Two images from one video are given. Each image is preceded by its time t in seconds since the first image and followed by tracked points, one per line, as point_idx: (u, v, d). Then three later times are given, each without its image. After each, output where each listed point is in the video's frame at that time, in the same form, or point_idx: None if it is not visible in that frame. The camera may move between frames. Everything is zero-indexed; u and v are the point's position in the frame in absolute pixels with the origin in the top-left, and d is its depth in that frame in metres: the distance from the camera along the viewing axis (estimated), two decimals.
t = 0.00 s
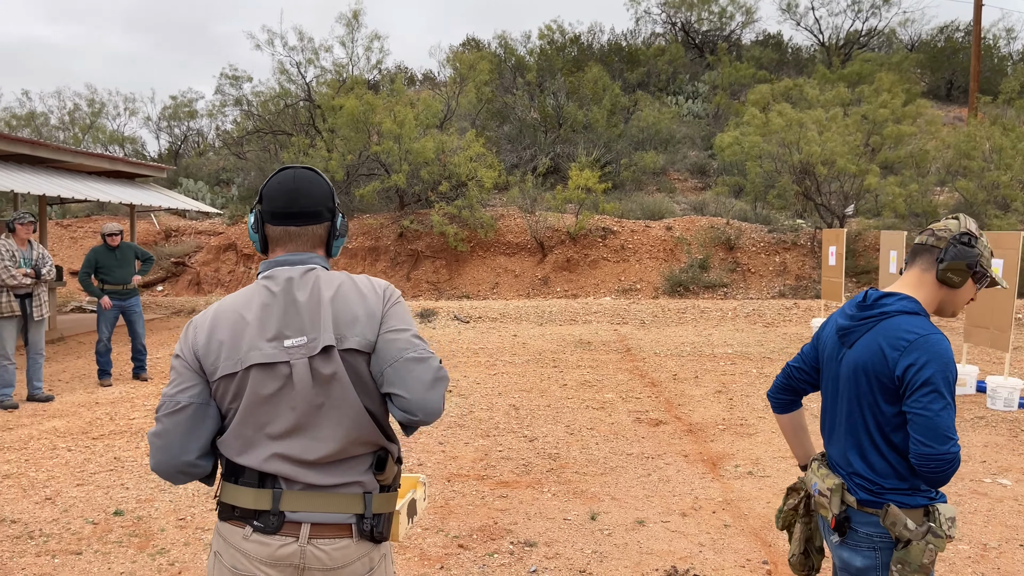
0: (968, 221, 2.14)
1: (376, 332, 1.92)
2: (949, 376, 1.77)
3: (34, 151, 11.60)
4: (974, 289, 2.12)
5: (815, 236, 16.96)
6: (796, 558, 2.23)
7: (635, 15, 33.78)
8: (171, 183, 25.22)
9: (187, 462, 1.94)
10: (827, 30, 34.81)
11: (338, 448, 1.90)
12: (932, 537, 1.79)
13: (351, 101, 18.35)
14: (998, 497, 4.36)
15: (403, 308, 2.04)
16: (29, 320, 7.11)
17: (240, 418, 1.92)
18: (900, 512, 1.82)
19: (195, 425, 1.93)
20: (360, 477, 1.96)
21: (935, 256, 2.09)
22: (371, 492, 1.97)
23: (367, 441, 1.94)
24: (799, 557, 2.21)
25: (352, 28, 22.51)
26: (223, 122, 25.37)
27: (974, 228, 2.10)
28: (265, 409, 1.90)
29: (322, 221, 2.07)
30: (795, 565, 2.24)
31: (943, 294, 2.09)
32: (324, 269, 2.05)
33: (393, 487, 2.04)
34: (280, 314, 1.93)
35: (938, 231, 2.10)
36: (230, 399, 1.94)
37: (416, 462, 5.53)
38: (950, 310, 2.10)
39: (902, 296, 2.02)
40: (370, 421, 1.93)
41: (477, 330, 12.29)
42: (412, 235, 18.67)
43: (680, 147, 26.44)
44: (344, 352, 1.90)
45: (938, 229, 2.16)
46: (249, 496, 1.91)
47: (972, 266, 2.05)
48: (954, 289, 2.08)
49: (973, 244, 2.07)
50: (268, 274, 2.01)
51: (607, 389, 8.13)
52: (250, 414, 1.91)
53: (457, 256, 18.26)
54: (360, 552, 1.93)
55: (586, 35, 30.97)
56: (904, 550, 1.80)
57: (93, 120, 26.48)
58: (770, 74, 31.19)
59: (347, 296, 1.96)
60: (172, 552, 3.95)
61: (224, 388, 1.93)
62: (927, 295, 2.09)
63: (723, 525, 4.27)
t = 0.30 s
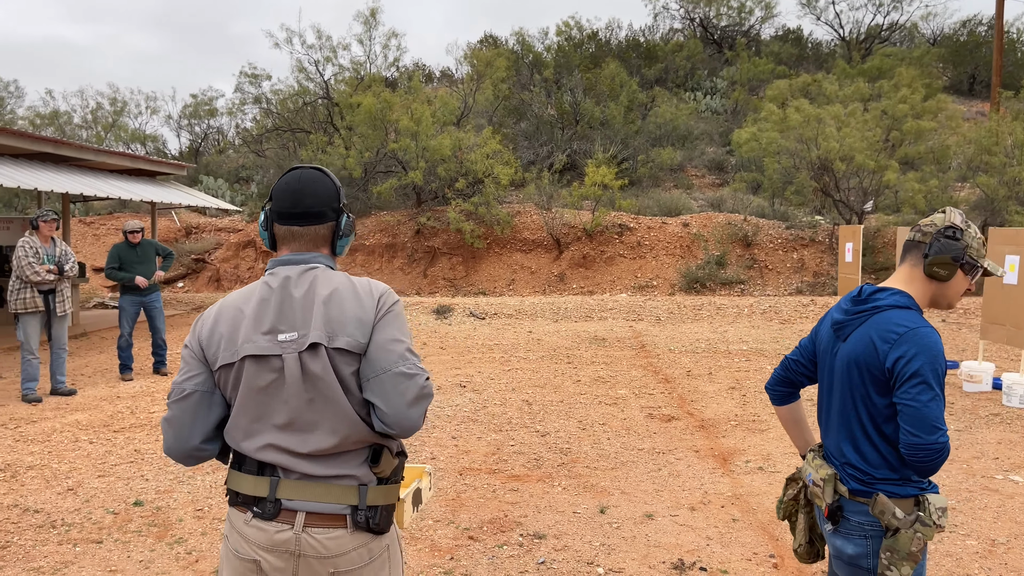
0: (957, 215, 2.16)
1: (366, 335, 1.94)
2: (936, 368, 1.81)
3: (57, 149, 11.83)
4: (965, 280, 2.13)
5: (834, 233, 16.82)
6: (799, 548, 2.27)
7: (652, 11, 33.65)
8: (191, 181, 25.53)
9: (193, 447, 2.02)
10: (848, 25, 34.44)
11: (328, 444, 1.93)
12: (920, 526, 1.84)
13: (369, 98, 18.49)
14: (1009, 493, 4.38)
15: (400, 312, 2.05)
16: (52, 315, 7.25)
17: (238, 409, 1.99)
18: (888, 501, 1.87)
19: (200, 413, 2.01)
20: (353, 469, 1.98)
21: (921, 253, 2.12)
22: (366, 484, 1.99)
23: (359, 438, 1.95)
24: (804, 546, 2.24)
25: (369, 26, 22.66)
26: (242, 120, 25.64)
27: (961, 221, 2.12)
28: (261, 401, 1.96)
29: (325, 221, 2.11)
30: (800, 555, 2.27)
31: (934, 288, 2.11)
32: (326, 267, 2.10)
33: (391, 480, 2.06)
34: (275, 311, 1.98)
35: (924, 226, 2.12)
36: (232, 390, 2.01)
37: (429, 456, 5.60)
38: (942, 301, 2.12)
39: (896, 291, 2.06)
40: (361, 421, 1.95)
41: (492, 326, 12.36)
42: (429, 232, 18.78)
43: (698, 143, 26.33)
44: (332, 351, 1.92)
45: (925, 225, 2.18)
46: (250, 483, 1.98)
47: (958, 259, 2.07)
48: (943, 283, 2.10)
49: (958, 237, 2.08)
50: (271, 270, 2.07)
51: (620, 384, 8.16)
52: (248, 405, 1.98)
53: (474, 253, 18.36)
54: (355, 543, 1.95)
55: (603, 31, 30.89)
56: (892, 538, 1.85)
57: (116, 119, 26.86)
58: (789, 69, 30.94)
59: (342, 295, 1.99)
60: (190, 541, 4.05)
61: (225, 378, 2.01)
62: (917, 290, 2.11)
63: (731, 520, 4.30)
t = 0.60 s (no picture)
0: (940, 204, 2.19)
1: (394, 335, 1.94)
2: (918, 355, 1.90)
3: (72, 147, 11.99)
4: (950, 267, 2.17)
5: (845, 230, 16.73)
6: (791, 534, 2.35)
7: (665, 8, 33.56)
8: (204, 179, 25.74)
9: (240, 421, 2.12)
10: (862, 21, 34.20)
11: (350, 436, 1.96)
12: (905, 509, 1.95)
13: (380, 97, 18.58)
14: (1013, 488, 4.46)
15: (434, 313, 2.02)
16: (67, 311, 7.38)
17: (274, 390, 2.06)
18: (873, 485, 1.97)
19: (245, 390, 2.11)
20: (374, 457, 1.98)
21: (904, 243, 2.16)
22: (388, 472, 1.99)
23: (379, 434, 1.96)
24: (794, 532, 2.33)
25: (381, 24, 22.78)
26: (255, 119, 25.84)
27: (943, 210, 2.16)
28: (294, 386, 2.01)
29: (371, 217, 2.12)
30: (792, 541, 2.35)
31: (918, 278, 2.15)
32: (369, 264, 2.11)
33: (416, 471, 2.04)
34: (315, 302, 2.02)
35: (907, 217, 2.17)
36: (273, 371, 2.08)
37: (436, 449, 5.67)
38: (929, 290, 2.16)
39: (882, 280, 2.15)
40: (383, 416, 1.96)
41: (501, 323, 12.42)
42: (440, 229, 18.86)
43: (710, 141, 26.25)
44: (359, 347, 1.94)
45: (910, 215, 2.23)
46: (283, 463, 2.04)
47: (939, 248, 2.11)
48: (926, 272, 2.13)
49: (939, 226, 2.12)
50: (317, 263, 2.11)
51: (627, 380, 8.20)
52: (283, 388, 2.04)
53: (485, 251, 18.42)
54: (376, 527, 1.95)
55: (615, 28, 30.84)
56: (876, 520, 1.95)
57: (131, 118, 27.13)
58: (802, 67, 30.77)
59: (377, 293, 1.99)
60: (199, 529, 4.13)
61: (268, 359, 2.08)
62: (903, 280, 2.15)
63: (733, 512, 4.35)
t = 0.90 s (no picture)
0: (929, 200, 2.23)
1: (476, 335, 1.98)
2: (908, 350, 1.94)
3: (87, 147, 12.14)
4: (940, 262, 2.21)
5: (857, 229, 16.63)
6: (785, 526, 2.39)
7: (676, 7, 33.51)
8: (217, 178, 25.95)
9: (344, 409, 2.21)
10: (874, 20, 34.02)
11: (428, 429, 2.00)
12: (899, 500, 1.99)
13: (391, 96, 18.69)
14: (1019, 486, 4.60)
15: (519, 317, 2.04)
16: (81, 308, 7.49)
17: (366, 380, 2.13)
18: (870, 477, 2.00)
19: (345, 377, 2.20)
20: (451, 446, 2.02)
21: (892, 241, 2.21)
22: (464, 461, 2.02)
23: (456, 431, 2.00)
24: (789, 524, 2.37)
25: (392, 24, 22.89)
26: (268, 118, 26.02)
27: (930, 206, 2.20)
28: (383, 377, 2.08)
29: (469, 221, 2.15)
30: (786, 533, 2.39)
31: (908, 275, 2.19)
32: (464, 267, 2.15)
33: (494, 461, 2.05)
34: (410, 299, 2.09)
35: (894, 215, 2.21)
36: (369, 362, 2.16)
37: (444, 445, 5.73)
38: (921, 284, 2.21)
39: (878, 276, 2.19)
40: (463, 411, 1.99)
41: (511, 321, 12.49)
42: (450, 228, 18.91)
43: (721, 140, 26.19)
44: (442, 344, 1.99)
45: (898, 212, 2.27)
46: (370, 459, 2.09)
47: (926, 245, 2.14)
48: (916, 269, 2.18)
49: (925, 221, 2.16)
50: (417, 263, 2.19)
51: (636, 378, 8.23)
52: (374, 379, 2.11)
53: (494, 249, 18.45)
54: (456, 515, 1.98)
55: (627, 27, 30.81)
56: (874, 512, 1.99)
57: (144, 118, 27.37)
58: (814, 65, 30.64)
59: (464, 293, 2.04)
60: (210, 522, 4.19)
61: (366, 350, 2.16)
62: (894, 278, 2.20)
63: (737, 508, 4.38)
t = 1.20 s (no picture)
0: (925, 197, 2.27)
1: (537, 330, 2.09)
2: (916, 349, 1.98)
3: (102, 147, 12.27)
4: (937, 259, 2.24)
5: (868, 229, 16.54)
6: (788, 522, 2.42)
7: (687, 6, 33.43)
8: (228, 177, 26.10)
9: (422, 391, 2.39)
10: (887, 18, 33.82)
11: (490, 414, 2.14)
12: (914, 497, 2.01)
13: (401, 96, 18.77)
14: None
15: (581, 313, 2.14)
16: (97, 306, 7.59)
17: (439, 365, 2.30)
18: (884, 475, 2.03)
19: (426, 363, 2.37)
20: (507, 430, 2.14)
21: (889, 239, 2.26)
22: (515, 445, 2.14)
23: (516, 418, 2.13)
24: (791, 520, 2.40)
25: (403, 23, 22.96)
26: (279, 117, 26.15)
27: (927, 204, 2.23)
28: (454, 365, 2.25)
29: (533, 218, 2.28)
30: (788, 529, 2.42)
31: (907, 272, 2.22)
32: (532, 265, 2.27)
33: (546, 450, 2.15)
34: (482, 293, 2.24)
35: (891, 213, 2.27)
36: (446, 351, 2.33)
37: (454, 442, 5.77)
38: (918, 282, 2.24)
39: (880, 275, 2.23)
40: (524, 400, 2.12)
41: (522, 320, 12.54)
42: (460, 227, 18.93)
43: (732, 139, 26.12)
44: (506, 336, 2.12)
45: (897, 211, 2.31)
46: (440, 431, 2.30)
47: (921, 241, 2.18)
48: (913, 267, 2.21)
49: (921, 220, 2.20)
50: (491, 261, 2.33)
51: (646, 377, 8.24)
52: (446, 365, 2.27)
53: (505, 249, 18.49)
54: (501, 496, 2.12)
55: (637, 26, 30.76)
56: (888, 509, 2.01)
57: (157, 117, 27.56)
58: (826, 64, 30.50)
59: (530, 290, 2.15)
60: (225, 517, 4.25)
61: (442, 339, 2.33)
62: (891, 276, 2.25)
63: (747, 506, 4.40)
